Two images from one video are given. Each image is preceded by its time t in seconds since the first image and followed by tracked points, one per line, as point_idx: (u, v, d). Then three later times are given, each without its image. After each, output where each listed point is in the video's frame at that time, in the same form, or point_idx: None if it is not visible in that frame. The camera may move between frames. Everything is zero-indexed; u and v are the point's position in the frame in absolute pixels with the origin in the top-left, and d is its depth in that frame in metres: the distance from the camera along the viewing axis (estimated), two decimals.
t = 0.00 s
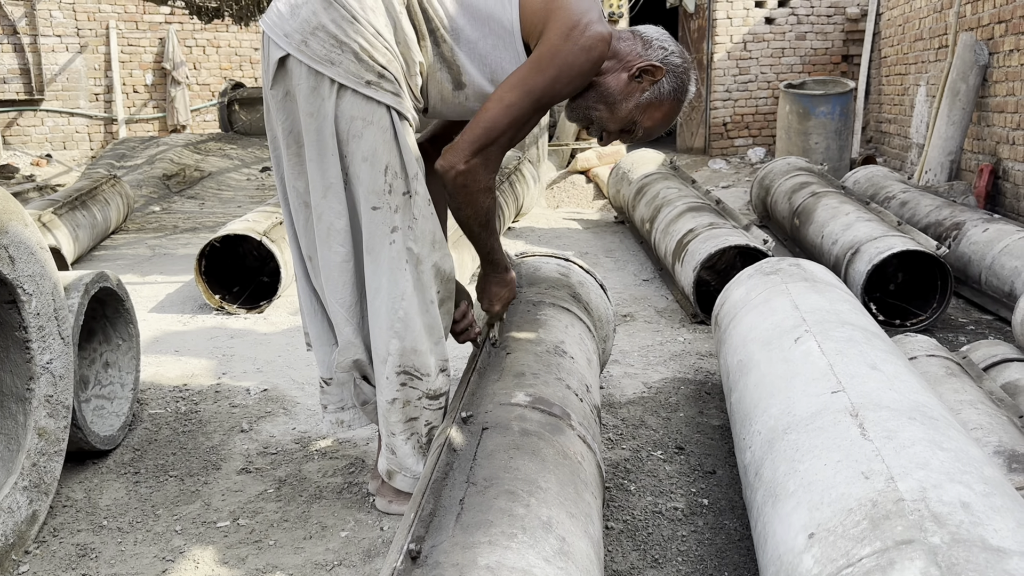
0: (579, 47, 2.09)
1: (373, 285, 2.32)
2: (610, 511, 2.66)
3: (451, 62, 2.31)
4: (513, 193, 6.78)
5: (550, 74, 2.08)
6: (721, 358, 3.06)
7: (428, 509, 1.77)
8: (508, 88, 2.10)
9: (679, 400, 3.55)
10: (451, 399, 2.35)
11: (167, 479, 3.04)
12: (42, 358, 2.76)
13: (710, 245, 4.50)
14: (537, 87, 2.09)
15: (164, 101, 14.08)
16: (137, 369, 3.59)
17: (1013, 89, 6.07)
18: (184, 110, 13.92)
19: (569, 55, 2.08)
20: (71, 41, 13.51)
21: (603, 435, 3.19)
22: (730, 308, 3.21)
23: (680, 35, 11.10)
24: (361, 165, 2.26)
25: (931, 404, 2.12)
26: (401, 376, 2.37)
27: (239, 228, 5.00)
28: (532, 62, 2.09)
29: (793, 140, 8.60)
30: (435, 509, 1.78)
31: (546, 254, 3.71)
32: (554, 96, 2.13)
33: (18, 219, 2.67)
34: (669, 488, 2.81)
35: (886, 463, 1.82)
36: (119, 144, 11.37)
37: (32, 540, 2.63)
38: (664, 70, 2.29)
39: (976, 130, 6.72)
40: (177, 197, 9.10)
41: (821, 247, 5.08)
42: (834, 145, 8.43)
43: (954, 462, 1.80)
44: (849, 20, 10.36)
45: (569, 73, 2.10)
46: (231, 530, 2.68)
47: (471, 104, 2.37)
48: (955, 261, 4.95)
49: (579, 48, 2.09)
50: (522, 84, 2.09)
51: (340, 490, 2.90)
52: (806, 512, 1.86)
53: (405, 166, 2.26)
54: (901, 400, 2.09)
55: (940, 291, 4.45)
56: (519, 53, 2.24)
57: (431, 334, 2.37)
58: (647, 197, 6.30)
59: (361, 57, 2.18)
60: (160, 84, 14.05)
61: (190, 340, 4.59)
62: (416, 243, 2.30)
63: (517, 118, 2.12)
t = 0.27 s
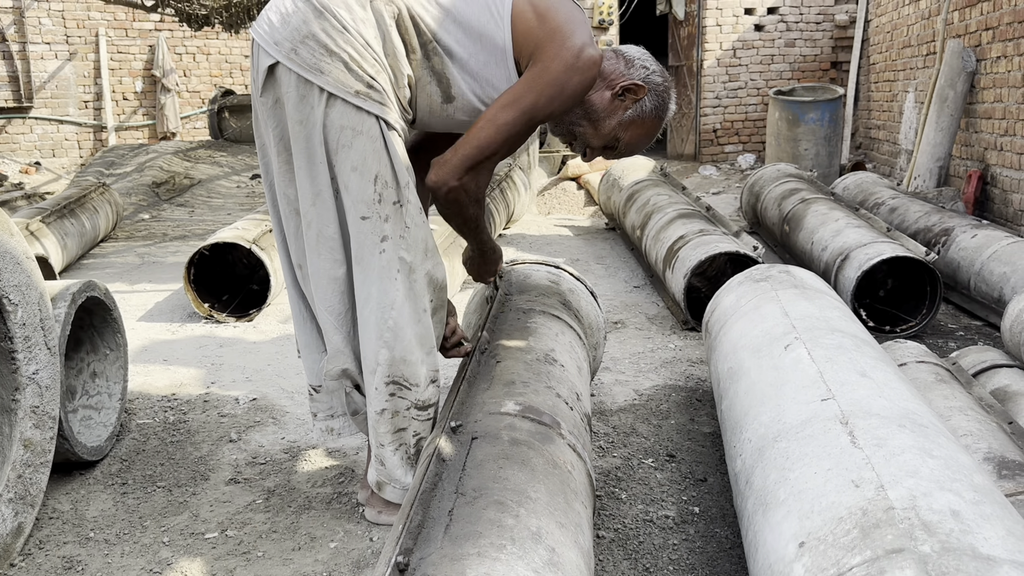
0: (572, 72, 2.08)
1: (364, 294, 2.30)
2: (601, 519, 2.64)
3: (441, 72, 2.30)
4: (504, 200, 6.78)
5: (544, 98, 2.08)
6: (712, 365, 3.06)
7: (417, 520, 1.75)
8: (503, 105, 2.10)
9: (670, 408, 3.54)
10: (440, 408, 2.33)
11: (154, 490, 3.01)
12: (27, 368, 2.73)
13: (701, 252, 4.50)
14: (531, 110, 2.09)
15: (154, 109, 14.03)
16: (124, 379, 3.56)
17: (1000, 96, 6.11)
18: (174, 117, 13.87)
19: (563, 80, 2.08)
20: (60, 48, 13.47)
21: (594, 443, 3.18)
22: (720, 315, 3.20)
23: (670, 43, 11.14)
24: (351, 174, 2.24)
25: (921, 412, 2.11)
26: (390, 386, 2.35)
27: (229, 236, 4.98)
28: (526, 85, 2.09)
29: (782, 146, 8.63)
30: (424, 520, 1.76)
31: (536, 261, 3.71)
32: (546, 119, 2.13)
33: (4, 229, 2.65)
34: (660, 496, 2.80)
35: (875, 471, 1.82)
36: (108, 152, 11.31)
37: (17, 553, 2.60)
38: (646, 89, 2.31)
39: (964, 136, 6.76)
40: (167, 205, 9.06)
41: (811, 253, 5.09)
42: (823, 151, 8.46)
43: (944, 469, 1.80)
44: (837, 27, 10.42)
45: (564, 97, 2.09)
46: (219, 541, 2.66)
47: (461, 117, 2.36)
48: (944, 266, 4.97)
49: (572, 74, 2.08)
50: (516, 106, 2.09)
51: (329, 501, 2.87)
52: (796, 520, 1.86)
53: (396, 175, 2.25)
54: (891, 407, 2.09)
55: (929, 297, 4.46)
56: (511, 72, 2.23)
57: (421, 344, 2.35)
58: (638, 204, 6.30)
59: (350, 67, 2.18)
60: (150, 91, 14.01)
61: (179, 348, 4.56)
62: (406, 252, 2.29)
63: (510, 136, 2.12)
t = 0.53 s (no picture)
0: (559, 65, 2.07)
1: (348, 299, 2.28)
2: (589, 529, 2.62)
3: (426, 80, 2.28)
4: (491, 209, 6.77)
5: (538, 89, 2.04)
6: (699, 373, 3.05)
7: (401, 532, 1.73)
8: (499, 104, 2.05)
9: (658, 416, 3.53)
10: (425, 418, 2.31)
11: (136, 503, 2.97)
12: (6, 380, 2.68)
13: (687, 260, 4.50)
14: (527, 103, 2.04)
15: (139, 118, 13.95)
16: (106, 390, 3.51)
17: (983, 105, 6.17)
18: (160, 127, 13.80)
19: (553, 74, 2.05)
20: (45, 58, 13.39)
21: (581, 452, 3.16)
22: (707, 323, 3.20)
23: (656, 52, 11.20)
24: (334, 178, 2.22)
25: (907, 418, 2.11)
26: (374, 392, 2.33)
27: (213, 245, 4.94)
28: (518, 81, 2.06)
29: (768, 155, 8.68)
30: (408, 532, 1.74)
31: (523, 269, 3.69)
32: (543, 113, 2.09)
33: None
34: (648, 505, 2.78)
35: (862, 479, 1.81)
36: (93, 162, 11.23)
37: None
38: (625, 102, 2.31)
39: (947, 145, 6.82)
40: (151, 215, 8.99)
41: (796, 261, 5.11)
42: (808, 160, 8.51)
43: (931, 477, 1.79)
44: (822, 37, 10.51)
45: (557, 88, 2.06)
46: (202, 554, 2.62)
47: (444, 126, 2.35)
48: (929, 274, 5.00)
49: (559, 67, 2.07)
50: (512, 100, 2.04)
51: (314, 512, 2.84)
52: (783, 529, 1.84)
53: (379, 179, 2.23)
54: (877, 414, 2.09)
55: (914, 304, 4.48)
56: (496, 79, 2.23)
57: (405, 350, 2.33)
58: (624, 212, 6.31)
59: (336, 72, 2.17)
60: (135, 101, 13.92)
61: (163, 359, 4.51)
62: (390, 257, 2.26)
63: (510, 133, 2.05)
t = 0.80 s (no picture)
0: (539, 88, 2.07)
1: (334, 311, 2.25)
2: (575, 543, 2.59)
3: (411, 91, 2.27)
4: (478, 219, 6.75)
5: (511, 112, 2.06)
6: (686, 384, 3.04)
7: (384, 550, 1.70)
8: (470, 121, 2.08)
9: (644, 427, 3.51)
10: (410, 431, 2.28)
11: (116, 519, 2.92)
12: None
13: (673, 270, 4.50)
14: (498, 125, 2.07)
15: (122, 128, 13.85)
16: (86, 404, 3.46)
17: (965, 114, 6.23)
18: (144, 137, 13.71)
19: (526, 98, 2.06)
20: (28, 68, 13.30)
21: (567, 465, 3.14)
22: (693, 334, 3.19)
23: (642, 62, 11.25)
24: (319, 189, 2.19)
25: (895, 431, 2.10)
26: (361, 405, 2.30)
27: (196, 256, 4.89)
28: (492, 100, 2.07)
29: (753, 164, 8.72)
30: (391, 550, 1.71)
31: (509, 280, 3.67)
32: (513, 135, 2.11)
33: None
34: (635, 518, 2.76)
35: (850, 492, 1.80)
36: (76, 172, 11.14)
37: None
38: (612, 117, 2.30)
39: (931, 154, 6.87)
40: (135, 225, 8.91)
41: (782, 270, 5.12)
42: (793, 170, 8.56)
43: (918, 489, 1.78)
44: (805, 47, 10.59)
45: (528, 111, 2.07)
46: (183, 572, 2.57)
47: (430, 135, 2.34)
48: (914, 283, 5.02)
49: (539, 90, 2.08)
50: (483, 120, 2.07)
51: (297, 528, 2.80)
52: (771, 543, 1.83)
53: (366, 191, 2.21)
54: (864, 426, 2.08)
55: (900, 313, 4.50)
56: (480, 90, 2.20)
57: (392, 362, 2.30)
58: (611, 222, 6.31)
59: (320, 83, 2.15)
60: (119, 110, 13.83)
61: (145, 372, 4.45)
62: (377, 268, 2.24)
63: (474, 152, 2.09)
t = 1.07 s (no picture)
0: (539, 81, 2.07)
1: (324, 318, 2.24)
2: (568, 551, 2.59)
3: (401, 99, 2.26)
4: (469, 224, 6.74)
5: (516, 100, 2.04)
6: (677, 390, 3.04)
7: (375, 559, 1.68)
8: (475, 109, 2.04)
9: (636, 433, 3.50)
10: (401, 439, 2.27)
11: (105, 528, 2.89)
12: None
13: (665, 275, 4.50)
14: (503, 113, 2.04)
15: (113, 133, 13.79)
16: (75, 412, 3.43)
17: (955, 120, 6.27)
18: (135, 142, 13.65)
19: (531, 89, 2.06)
20: (17, 73, 13.25)
21: (560, 471, 3.13)
22: (685, 340, 3.19)
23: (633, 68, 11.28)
24: (310, 196, 2.18)
25: (885, 437, 2.10)
26: (350, 413, 2.29)
27: (186, 263, 4.87)
28: (495, 90, 2.05)
29: (744, 170, 8.74)
30: (382, 559, 1.70)
31: (501, 286, 3.67)
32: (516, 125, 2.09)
33: None
34: (628, 525, 2.76)
35: (842, 499, 1.80)
36: (65, 177, 11.08)
37: None
38: (601, 127, 2.30)
39: (920, 160, 6.91)
40: (125, 231, 8.87)
41: (773, 275, 5.13)
42: (784, 175, 8.59)
43: (911, 496, 1.78)
44: (796, 53, 10.64)
45: (532, 101, 2.07)
46: None
47: (420, 143, 2.33)
48: (904, 288, 5.04)
49: (538, 83, 2.08)
50: (489, 107, 2.04)
51: (288, 536, 2.78)
52: (763, 550, 1.82)
53: (356, 197, 2.20)
54: (856, 432, 2.08)
55: (890, 318, 4.51)
56: (472, 94, 2.22)
57: (382, 370, 2.29)
58: (602, 228, 6.31)
59: (312, 88, 2.14)
60: (109, 116, 13.77)
61: (134, 379, 4.42)
62: (367, 276, 2.23)
63: (485, 139, 2.04)
